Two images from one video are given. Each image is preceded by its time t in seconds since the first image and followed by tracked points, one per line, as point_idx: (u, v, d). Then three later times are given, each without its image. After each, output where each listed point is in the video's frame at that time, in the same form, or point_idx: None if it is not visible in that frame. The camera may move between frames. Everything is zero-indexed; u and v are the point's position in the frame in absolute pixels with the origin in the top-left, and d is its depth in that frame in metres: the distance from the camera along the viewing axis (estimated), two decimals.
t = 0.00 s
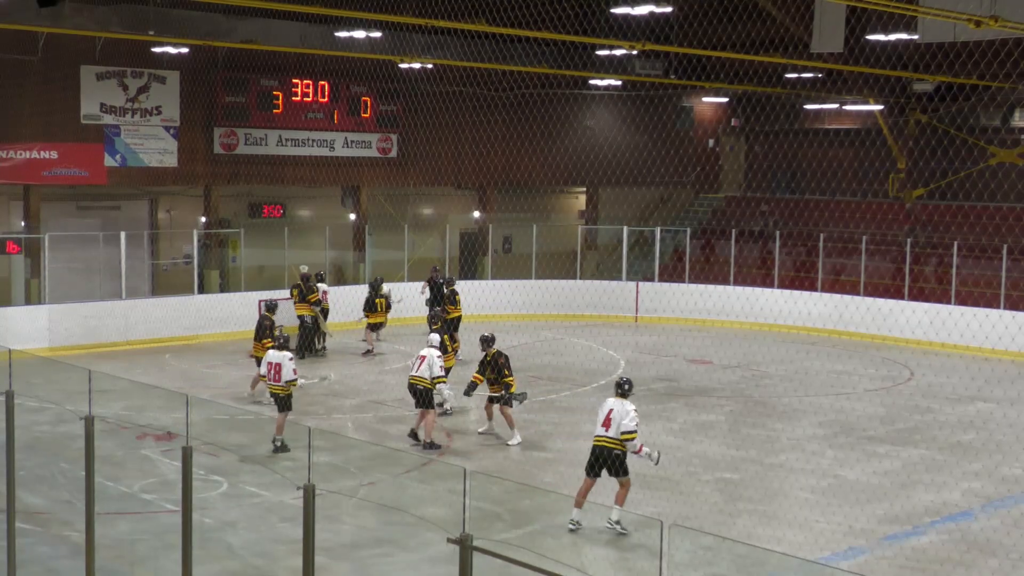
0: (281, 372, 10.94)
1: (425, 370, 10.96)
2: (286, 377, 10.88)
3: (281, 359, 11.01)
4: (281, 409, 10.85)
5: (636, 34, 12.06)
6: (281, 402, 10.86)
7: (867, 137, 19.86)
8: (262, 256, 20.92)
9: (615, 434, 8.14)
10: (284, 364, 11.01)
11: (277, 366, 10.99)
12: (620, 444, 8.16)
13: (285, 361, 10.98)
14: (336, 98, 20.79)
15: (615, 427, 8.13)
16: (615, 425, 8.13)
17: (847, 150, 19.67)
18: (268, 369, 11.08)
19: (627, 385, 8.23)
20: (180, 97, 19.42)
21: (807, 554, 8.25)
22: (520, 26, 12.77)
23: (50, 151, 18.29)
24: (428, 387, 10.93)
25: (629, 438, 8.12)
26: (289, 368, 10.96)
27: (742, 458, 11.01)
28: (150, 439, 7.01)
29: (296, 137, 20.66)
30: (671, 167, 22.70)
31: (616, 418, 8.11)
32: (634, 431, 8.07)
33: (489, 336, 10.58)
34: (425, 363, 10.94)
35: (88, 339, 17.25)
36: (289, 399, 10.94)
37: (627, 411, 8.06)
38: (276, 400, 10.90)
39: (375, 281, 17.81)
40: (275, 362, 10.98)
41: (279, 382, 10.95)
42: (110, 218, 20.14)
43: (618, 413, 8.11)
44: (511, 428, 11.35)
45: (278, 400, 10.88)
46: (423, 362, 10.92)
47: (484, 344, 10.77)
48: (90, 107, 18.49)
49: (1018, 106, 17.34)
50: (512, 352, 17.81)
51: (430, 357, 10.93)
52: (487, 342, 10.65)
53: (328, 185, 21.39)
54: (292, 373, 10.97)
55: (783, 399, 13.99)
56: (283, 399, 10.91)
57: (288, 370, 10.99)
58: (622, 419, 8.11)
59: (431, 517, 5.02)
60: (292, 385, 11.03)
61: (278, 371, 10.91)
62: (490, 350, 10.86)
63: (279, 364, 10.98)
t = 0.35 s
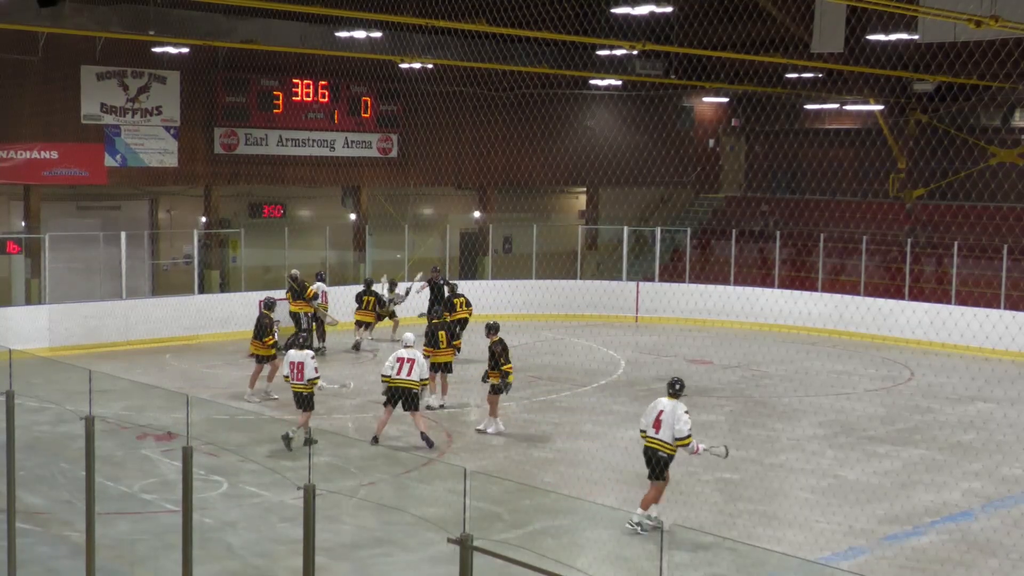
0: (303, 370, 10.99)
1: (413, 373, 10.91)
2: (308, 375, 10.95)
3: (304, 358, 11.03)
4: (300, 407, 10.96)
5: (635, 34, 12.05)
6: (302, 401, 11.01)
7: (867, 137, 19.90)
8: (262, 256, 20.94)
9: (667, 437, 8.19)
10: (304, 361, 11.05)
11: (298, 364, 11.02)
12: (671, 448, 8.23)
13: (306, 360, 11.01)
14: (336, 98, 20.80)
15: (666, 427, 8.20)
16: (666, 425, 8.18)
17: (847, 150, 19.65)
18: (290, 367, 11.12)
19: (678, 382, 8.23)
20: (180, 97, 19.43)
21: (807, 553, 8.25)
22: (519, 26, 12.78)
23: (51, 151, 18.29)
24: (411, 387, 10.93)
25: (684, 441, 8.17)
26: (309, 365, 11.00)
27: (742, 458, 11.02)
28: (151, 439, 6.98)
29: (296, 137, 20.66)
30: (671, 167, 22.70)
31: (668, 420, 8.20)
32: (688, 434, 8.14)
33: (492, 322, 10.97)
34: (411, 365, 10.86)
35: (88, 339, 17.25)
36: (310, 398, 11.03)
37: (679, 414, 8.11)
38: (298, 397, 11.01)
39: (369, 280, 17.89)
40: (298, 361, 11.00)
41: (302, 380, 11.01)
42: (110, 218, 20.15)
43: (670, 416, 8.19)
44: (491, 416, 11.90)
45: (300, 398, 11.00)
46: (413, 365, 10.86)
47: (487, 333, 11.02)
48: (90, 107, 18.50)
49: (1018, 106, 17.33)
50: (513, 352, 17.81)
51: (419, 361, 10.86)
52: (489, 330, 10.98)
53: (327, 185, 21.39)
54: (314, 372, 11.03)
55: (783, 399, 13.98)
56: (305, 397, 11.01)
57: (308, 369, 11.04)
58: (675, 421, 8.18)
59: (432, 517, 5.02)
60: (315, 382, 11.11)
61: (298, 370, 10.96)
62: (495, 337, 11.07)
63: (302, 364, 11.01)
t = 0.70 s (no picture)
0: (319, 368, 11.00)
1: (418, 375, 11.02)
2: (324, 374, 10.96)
3: (320, 356, 11.03)
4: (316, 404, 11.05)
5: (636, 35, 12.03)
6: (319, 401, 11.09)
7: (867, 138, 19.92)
8: (261, 256, 20.94)
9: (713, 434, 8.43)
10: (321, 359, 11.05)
11: (316, 362, 11.03)
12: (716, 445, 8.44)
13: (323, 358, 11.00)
14: (336, 98, 20.80)
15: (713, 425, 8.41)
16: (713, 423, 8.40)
17: (848, 150, 19.64)
18: (307, 363, 11.14)
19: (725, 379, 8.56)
20: (180, 97, 19.44)
21: (807, 553, 8.26)
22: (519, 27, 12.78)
23: (51, 151, 18.29)
24: (416, 388, 11.03)
25: (725, 438, 8.40)
26: (327, 363, 11.01)
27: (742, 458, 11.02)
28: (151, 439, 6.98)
29: (296, 137, 20.66)
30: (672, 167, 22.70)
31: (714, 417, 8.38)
32: (728, 432, 8.36)
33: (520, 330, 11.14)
34: (420, 365, 10.99)
35: (88, 339, 17.25)
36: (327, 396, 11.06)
37: (723, 411, 8.34)
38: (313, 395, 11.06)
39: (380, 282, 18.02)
40: (313, 359, 11.02)
41: (318, 377, 11.03)
42: (110, 219, 20.15)
43: (715, 414, 8.39)
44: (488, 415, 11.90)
45: (315, 395, 11.05)
46: (421, 366, 11.01)
47: (513, 338, 11.31)
48: (90, 107, 18.51)
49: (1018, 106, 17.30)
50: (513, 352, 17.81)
51: (428, 363, 11.04)
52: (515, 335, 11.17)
53: (327, 185, 21.40)
54: (330, 370, 11.04)
55: (783, 399, 13.98)
56: (321, 395, 11.07)
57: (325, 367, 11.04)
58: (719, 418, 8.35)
59: (432, 517, 5.02)
60: (330, 380, 11.12)
61: (315, 368, 10.97)
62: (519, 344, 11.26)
63: (318, 361, 11.02)
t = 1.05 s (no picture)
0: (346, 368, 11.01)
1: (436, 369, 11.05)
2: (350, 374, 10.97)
3: (348, 357, 11.04)
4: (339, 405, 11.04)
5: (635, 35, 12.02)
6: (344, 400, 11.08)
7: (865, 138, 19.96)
8: (260, 255, 20.95)
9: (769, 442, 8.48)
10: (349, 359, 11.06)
11: (343, 362, 11.03)
12: (774, 454, 8.52)
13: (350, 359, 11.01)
14: (336, 97, 20.84)
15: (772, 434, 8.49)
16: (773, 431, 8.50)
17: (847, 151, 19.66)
18: (334, 362, 11.15)
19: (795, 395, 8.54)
20: (179, 96, 19.46)
21: (806, 553, 8.26)
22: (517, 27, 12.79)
23: (49, 151, 18.30)
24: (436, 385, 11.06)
25: (790, 451, 8.42)
26: (354, 364, 11.01)
27: (741, 457, 11.02)
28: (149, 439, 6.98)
29: (296, 137, 20.66)
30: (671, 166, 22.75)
31: (775, 426, 8.48)
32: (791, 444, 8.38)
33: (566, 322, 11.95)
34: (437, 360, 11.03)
35: (87, 339, 17.25)
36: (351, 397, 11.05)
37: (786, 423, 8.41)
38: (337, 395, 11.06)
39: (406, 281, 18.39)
40: (341, 359, 11.02)
41: (343, 378, 11.05)
42: (109, 218, 20.13)
43: (777, 423, 8.47)
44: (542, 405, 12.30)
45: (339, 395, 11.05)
46: (439, 362, 11.05)
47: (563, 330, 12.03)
48: (89, 107, 18.52)
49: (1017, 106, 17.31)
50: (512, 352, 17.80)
51: (447, 358, 11.07)
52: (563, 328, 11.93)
53: (327, 185, 21.43)
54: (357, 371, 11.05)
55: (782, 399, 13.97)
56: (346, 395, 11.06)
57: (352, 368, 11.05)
58: (780, 430, 8.45)
59: (431, 517, 5.03)
60: (356, 382, 11.14)
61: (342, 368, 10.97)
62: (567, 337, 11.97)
63: (345, 362, 11.02)
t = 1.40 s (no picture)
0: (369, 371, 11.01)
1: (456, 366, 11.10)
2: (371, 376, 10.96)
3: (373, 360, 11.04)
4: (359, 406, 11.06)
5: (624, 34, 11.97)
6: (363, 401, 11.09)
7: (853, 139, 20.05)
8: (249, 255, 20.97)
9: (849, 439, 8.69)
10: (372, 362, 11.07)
11: (366, 364, 11.03)
12: (847, 449, 8.70)
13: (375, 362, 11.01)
14: (324, 97, 20.77)
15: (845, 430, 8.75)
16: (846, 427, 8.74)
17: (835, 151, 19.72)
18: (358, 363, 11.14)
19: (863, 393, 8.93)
20: (167, 95, 19.43)
21: (794, 553, 8.27)
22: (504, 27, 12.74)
23: (37, 151, 18.26)
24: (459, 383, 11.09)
25: (860, 446, 8.75)
26: (377, 368, 11.00)
27: (730, 457, 11.03)
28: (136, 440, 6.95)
29: (284, 137, 20.61)
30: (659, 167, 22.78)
31: (850, 423, 8.74)
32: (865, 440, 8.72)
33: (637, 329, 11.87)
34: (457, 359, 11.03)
35: (74, 339, 17.22)
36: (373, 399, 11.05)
37: (861, 419, 8.73)
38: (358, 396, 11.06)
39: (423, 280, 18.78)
40: (366, 361, 11.02)
41: (365, 380, 11.06)
42: (97, 218, 20.08)
43: (852, 420, 8.75)
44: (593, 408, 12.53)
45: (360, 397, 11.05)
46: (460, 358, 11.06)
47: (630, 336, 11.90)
48: (77, 107, 18.49)
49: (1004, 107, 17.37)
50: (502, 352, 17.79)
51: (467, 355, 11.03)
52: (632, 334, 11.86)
53: (316, 185, 21.47)
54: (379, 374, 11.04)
55: (770, 399, 13.98)
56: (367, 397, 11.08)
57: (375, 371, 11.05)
58: (854, 427, 8.74)
59: (419, 517, 5.02)
60: (379, 386, 11.12)
61: (365, 371, 10.97)
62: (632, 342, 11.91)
63: (369, 365, 11.01)
